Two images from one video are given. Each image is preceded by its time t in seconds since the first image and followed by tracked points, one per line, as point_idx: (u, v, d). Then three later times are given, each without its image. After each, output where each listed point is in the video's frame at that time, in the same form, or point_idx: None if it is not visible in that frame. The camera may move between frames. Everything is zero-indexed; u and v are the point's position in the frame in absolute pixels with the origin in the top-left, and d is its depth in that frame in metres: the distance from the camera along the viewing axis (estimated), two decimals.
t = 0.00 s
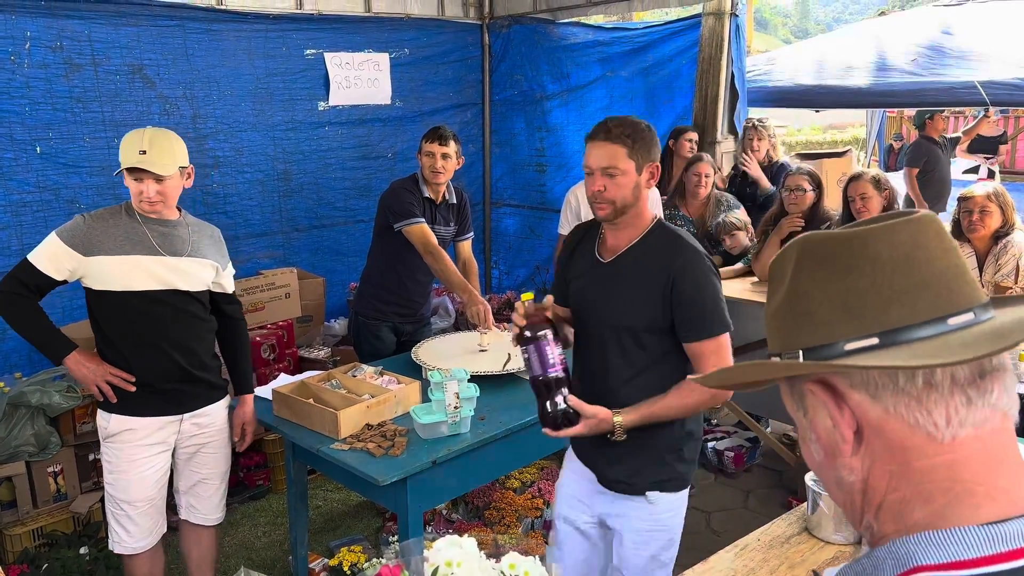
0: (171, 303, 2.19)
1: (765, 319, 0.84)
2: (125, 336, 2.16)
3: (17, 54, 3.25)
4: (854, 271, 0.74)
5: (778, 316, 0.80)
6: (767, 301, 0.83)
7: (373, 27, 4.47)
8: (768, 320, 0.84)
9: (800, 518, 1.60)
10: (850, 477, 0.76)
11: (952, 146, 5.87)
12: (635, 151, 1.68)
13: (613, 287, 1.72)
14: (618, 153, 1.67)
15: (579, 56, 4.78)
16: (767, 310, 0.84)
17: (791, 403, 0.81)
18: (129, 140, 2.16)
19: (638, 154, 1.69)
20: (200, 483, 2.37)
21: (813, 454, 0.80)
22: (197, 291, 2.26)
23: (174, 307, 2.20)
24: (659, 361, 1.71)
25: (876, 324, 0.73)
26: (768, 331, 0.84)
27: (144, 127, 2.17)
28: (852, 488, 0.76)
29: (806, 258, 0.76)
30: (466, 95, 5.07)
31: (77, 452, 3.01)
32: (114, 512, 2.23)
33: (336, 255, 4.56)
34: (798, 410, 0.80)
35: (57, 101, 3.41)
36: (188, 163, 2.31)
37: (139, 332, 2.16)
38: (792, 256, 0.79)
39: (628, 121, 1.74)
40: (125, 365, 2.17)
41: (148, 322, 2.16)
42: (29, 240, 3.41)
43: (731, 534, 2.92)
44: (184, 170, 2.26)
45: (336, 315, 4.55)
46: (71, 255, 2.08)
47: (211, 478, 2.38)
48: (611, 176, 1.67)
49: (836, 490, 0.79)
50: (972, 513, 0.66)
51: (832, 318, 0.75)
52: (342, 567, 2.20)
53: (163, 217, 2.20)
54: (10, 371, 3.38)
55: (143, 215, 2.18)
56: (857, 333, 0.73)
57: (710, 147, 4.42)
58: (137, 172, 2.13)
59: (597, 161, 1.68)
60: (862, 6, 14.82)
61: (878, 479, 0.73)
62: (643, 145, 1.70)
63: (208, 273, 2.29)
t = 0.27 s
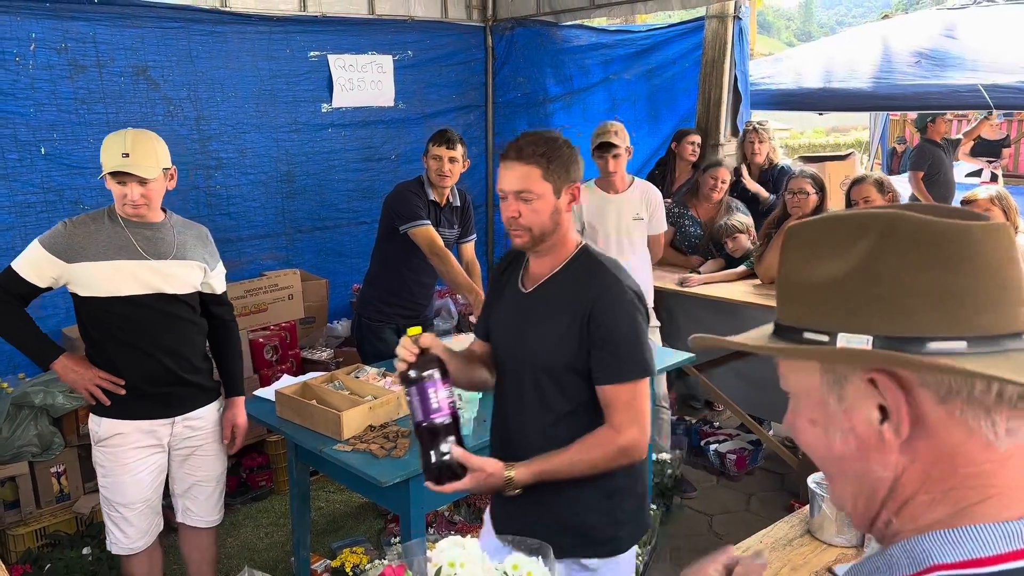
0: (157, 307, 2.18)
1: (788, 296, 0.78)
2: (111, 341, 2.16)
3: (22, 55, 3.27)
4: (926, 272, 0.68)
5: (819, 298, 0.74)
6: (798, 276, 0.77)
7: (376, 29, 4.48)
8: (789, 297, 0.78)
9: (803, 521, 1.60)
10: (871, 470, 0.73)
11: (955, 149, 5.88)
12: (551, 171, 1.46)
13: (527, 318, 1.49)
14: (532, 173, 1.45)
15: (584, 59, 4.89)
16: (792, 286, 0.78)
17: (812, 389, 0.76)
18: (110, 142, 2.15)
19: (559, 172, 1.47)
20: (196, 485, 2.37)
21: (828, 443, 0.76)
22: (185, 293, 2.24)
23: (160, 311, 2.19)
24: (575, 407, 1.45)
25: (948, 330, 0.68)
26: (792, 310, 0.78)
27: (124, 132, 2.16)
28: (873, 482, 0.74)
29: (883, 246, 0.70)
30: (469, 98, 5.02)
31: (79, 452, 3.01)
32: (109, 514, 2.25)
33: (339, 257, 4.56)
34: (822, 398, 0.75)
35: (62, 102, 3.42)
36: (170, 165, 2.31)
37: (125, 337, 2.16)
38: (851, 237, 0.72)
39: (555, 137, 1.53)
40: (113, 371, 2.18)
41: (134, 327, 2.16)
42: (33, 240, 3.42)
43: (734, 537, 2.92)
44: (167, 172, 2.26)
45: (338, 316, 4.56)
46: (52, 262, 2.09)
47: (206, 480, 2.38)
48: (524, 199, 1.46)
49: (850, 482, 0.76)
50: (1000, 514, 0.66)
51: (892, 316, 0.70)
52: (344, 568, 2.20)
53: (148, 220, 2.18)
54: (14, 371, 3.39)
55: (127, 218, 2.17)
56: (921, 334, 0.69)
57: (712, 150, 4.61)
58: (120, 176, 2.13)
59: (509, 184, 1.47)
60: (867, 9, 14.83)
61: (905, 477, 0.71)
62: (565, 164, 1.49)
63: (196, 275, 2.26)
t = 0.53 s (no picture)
0: (152, 310, 2.19)
1: (805, 302, 0.78)
2: (108, 347, 2.18)
3: (33, 57, 3.30)
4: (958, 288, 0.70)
5: (842, 304, 0.75)
6: (815, 280, 0.77)
7: (385, 32, 4.49)
8: (804, 304, 0.78)
9: (810, 525, 1.60)
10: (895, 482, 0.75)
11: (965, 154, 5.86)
12: (443, 186, 1.40)
13: (431, 346, 1.45)
14: (421, 188, 1.39)
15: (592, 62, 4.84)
16: (807, 292, 0.78)
17: (834, 401, 0.77)
18: (99, 147, 2.21)
19: (454, 187, 1.41)
20: (198, 487, 2.37)
21: (851, 457, 0.77)
22: (181, 294, 2.26)
23: (154, 315, 2.19)
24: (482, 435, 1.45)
25: (981, 341, 0.69)
26: (808, 318, 0.78)
27: (114, 136, 2.22)
28: (897, 495, 0.75)
29: (916, 256, 0.71)
30: (477, 100, 5.06)
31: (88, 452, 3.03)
32: (112, 517, 2.26)
33: (347, 259, 4.57)
34: (846, 410, 0.77)
35: (73, 103, 3.44)
36: (161, 168, 2.36)
37: (120, 342, 2.18)
38: (885, 245, 0.73)
39: (449, 142, 1.46)
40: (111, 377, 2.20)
41: (129, 332, 2.17)
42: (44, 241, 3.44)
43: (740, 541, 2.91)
44: (158, 173, 2.30)
45: (346, 318, 4.57)
46: (45, 268, 2.11)
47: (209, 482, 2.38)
48: (417, 218, 1.40)
49: (872, 495, 0.77)
50: None
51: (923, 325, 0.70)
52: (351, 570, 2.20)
53: (140, 223, 2.21)
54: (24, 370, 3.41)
55: (120, 222, 2.20)
56: (957, 346, 0.69)
57: (720, 153, 4.60)
58: (111, 179, 2.18)
59: (398, 200, 1.41)
60: (877, 14, 14.79)
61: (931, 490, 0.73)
62: (461, 177, 1.42)
63: (190, 276, 2.28)
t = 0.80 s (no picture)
0: (160, 314, 2.21)
1: (827, 314, 0.82)
2: (119, 351, 2.20)
3: (55, 60, 3.34)
4: (976, 293, 0.74)
5: (863, 315, 0.79)
6: (836, 293, 0.81)
7: (402, 35, 4.50)
8: (827, 316, 0.83)
9: (825, 531, 1.58)
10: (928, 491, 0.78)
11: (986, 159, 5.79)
12: (340, 237, 1.28)
13: (333, 401, 1.42)
14: (314, 239, 1.28)
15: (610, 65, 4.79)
16: (827, 304, 0.82)
17: (862, 414, 0.82)
18: (107, 153, 2.22)
19: (358, 236, 1.30)
20: (212, 490, 2.37)
21: (883, 469, 0.81)
22: (189, 297, 2.27)
23: (162, 319, 2.22)
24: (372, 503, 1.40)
25: (1005, 344, 0.73)
26: (832, 331, 0.82)
27: (118, 140, 2.23)
28: (930, 505, 0.79)
29: (929, 267, 0.75)
30: (494, 103, 5.07)
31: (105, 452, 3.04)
32: (126, 520, 2.26)
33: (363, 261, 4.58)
34: (875, 422, 0.81)
35: (94, 105, 3.48)
36: (168, 172, 2.37)
37: (129, 347, 2.20)
38: (901, 257, 0.77)
39: (357, 179, 1.34)
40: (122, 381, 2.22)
41: (138, 336, 2.19)
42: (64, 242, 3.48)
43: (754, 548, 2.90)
44: (165, 178, 2.31)
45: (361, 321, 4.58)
46: (52, 273, 2.11)
47: (223, 484, 2.37)
48: (314, 271, 1.30)
49: (905, 506, 0.80)
50: None
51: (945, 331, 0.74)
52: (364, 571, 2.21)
53: (147, 227, 2.22)
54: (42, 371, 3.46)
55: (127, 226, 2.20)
56: (981, 348, 0.73)
57: (738, 157, 4.60)
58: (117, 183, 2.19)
59: (292, 251, 1.29)
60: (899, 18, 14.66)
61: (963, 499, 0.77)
62: (366, 224, 1.31)
63: (197, 279, 2.29)
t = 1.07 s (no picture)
0: (190, 314, 2.25)
1: (863, 318, 0.82)
2: (149, 351, 2.24)
3: (94, 65, 3.42)
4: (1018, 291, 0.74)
5: (899, 315, 0.79)
6: (868, 295, 0.82)
7: (433, 42, 4.54)
8: (861, 321, 0.83)
9: (853, 540, 1.57)
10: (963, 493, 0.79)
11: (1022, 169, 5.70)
12: (250, 275, 1.14)
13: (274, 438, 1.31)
14: (220, 280, 1.13)
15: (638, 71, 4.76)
16: (860, 308, 0.82)
17: (897, 414, 0.82)
18: (138, 160, 2.25)
19: (276, 271, 1.16)
20: (239, 490, 2.38)
21: (919, 471, 0.81)
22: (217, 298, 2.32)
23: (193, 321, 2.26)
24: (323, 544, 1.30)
25: None
26: (867, 334, 0.82)
27: (150, 144, 2.25)
28: (966, 506, 0.79)
29: (964, 267, 0.76)
30: (523, 109, 5.09)
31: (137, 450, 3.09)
32: (155, 519, 2.30)
33: (391, 265, 4.62)
34: (910, 422, 0.81)
35: (132, 109, 3.55)
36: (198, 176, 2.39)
37: (162, 348, 2.24)
38: (935, 257, 0.78)
39: (272, 201, 1.19)
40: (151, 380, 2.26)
41: (167, 336, 2.24)
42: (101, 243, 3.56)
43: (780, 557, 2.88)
44: (196, 181, 2.34)
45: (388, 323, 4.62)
46: (86, 275, 2.15)
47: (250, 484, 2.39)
48: (228, 313, 1.16)
49: (940, 508, 0.81)
50: None
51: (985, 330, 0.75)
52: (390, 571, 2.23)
53: (176, 229, 2.28)
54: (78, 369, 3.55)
55: (157, 229, 2.25)
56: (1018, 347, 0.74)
57: (768, 163, 4.57)
58: (149, 189, 2.22)
59: (200, 293, 1.15)
60: (934, 24, 14.47)
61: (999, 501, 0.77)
62: (285, 253, 1.16)
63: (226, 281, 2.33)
